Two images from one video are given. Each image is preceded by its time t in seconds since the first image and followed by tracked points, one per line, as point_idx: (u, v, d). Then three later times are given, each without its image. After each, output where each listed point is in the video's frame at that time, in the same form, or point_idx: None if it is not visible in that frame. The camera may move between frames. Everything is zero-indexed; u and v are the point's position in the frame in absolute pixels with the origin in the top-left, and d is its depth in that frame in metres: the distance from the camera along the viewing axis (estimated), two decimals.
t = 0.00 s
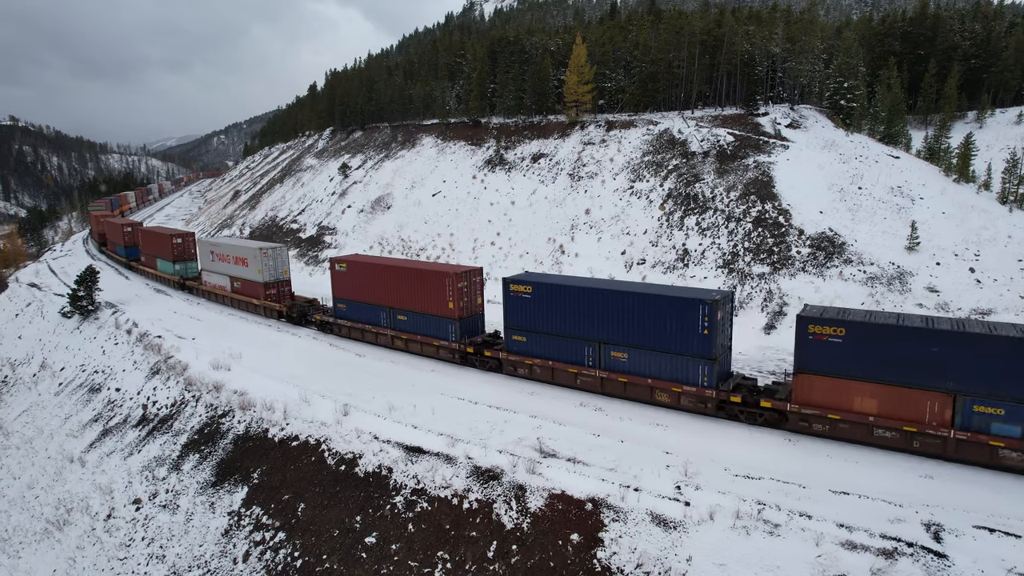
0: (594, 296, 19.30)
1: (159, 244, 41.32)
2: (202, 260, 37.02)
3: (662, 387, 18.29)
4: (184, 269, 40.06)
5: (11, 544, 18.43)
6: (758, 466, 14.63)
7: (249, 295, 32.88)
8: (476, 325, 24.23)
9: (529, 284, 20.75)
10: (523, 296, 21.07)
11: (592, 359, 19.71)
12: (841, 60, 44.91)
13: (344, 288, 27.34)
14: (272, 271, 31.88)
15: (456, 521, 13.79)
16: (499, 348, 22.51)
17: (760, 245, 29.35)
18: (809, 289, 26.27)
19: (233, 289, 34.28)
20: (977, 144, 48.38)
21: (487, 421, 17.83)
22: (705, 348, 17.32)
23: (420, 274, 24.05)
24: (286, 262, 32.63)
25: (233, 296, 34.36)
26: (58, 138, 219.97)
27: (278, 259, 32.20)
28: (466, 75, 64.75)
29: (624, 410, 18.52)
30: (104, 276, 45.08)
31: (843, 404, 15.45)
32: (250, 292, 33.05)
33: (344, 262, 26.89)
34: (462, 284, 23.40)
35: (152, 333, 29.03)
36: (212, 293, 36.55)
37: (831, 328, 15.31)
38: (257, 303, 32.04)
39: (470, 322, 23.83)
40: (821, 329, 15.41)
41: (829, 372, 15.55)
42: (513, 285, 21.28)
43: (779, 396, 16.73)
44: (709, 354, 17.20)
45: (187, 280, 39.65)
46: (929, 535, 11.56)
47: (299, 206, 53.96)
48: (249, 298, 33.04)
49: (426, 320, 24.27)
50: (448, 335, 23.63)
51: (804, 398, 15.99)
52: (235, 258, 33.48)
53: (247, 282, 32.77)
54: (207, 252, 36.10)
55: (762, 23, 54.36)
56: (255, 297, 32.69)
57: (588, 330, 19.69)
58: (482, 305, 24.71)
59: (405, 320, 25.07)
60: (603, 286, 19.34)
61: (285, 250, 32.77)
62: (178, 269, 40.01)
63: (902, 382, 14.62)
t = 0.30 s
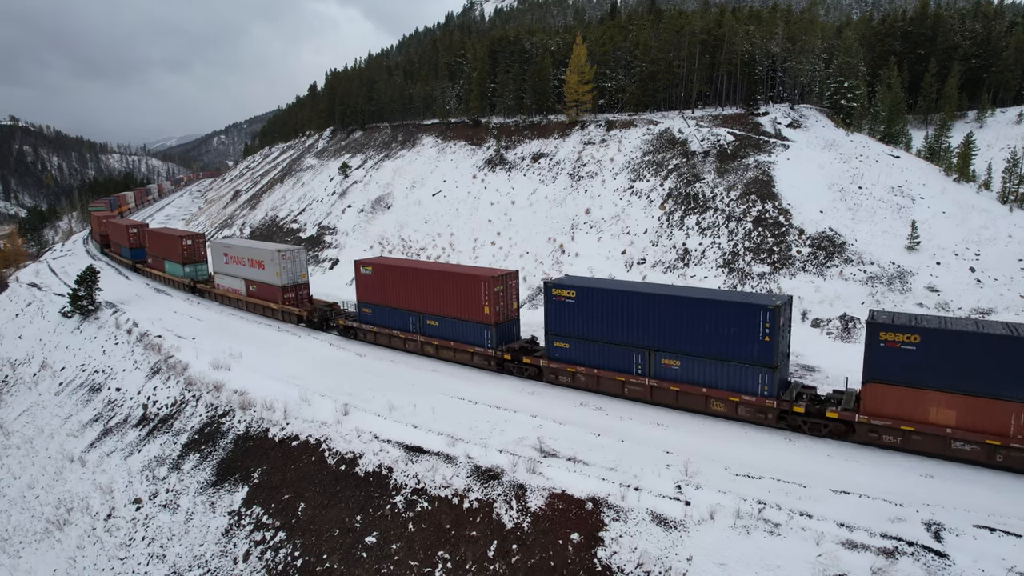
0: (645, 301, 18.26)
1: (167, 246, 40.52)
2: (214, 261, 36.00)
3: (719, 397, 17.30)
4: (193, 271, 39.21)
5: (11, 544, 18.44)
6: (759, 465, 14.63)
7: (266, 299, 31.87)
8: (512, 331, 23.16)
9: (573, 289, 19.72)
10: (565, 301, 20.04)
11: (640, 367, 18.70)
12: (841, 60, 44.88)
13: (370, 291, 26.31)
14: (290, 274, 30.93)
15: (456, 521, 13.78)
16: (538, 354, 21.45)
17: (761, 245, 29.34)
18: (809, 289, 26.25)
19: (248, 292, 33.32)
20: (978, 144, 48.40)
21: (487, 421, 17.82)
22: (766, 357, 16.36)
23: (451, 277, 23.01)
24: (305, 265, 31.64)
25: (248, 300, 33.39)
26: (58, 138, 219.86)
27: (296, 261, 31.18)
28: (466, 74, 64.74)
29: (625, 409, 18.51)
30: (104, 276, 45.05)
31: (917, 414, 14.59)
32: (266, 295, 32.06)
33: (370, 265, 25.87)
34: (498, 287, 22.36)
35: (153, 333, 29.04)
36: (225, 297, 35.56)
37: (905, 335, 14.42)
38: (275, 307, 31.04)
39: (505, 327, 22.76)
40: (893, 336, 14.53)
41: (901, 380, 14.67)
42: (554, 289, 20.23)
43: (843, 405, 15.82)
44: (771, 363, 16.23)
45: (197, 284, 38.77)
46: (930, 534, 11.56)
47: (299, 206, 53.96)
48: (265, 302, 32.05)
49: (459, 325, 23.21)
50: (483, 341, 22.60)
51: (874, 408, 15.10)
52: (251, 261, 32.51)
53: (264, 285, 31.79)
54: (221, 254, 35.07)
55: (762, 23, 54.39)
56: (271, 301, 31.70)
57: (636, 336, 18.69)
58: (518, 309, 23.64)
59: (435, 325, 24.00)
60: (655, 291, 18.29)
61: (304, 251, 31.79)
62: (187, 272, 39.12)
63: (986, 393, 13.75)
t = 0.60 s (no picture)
0: (701, 307, 17.14)
1: (176, 248, 39.43)
2: (227, 264, 34.81)
3: (781, 408, 16.25)
4: (204, 274, 38.07)
5: (11, 544, 18.45)
6: (759, 465, 14.63)
7: (283, 303, 30.78)
8: (551, 336, 22.02)
9: (620, 294, 18.51)
10: (612, 306, 18.87)
11: (694, 376, 17.60)
12: (841, 59, 44.91)
13: (397, 296, 25.13)
14: (309, 278, 29.83)
15: (457, 520, 13.79)
16: (581, 362, 20.31)
17: (761, 245, 29.35)
18: (809, 289, 26.25)
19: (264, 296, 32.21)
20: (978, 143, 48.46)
21: (487, 420, 17.83)
22: (835, 365, 15.31)
23: (485, 281, 21.88)
24: (324, 267, 30.62)
25: (264, 304, 32.28)
26: (57, 138, 219.74)
27: (316, 263, 30.12)
28: (467, 74, 64.73)
29: (625, 408, 18.52)
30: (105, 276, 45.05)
31: (1000, 428, 13.72)
32: (284, 299, 31.01)
33: (397, 269, 24.63)
34: (537, 292, 21.12)
35: (153, 333, 29.02)
36: (239, 300, 34.50)
37: (988, 343, 13.52)
38: (295, 312, 29.94)
39: (544, 333, 21.64)
40: (975, 345, 13.64)
41: (982, 391, 13.79)
42: (600, 294, 19.01)
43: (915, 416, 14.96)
44: (840, 372, 15.19)
45: (209, 287, 37.66)
46: (931, 533, 11.55)
47: (299, 206, 53.98)
48: (282, 306, 31.02)
49: (494, 331, 22.03)
50: (521, 349, 21.42)
51: (952, 420, 14.22)
52: (267, 263, 31.39)
53: (282, 289, 30.67)
54: (235, 256, 33.98)
55: (762, 23, 54.45)
56: (290, 305, 30.65)
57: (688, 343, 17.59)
58: (557, 313, 22.44)
59: (469, 330, 22.86)
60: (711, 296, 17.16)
61: (323, 253, 30.72)
62: (198, 275, 37.99)
63: None
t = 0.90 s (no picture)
0: (763, 313, 16.21)
1: (186, 250, 38.29)
2: (242, 267, 33.62)
3: (849, 419, 15.38)
4: (216, 277, 36.94)
5: (12, 544, 18.45)
6: (759, 464, 14.62)
7: (304, 307, 29.60)
8: (593, 343, 21.00)
9: (674, 299, 17.58)
10: (664, 312, 17.92)
11: (753, 385, 16.68)
12: (841, 59, 44.90)
13: (427, 300, 24.10)
14: (331, 281, 28.59)
15: (457, 520, 13.79)
16: (628, 369, 19.30)
17: (761, 245, 29.34)
18: (809, 289, 26.26)
19: (283, 299, 31.02)
20: (978, 143, 48.52)
21: (488, 420, 17.83)
22: (908, 375, 14.43)
23: (524, 285, 20.90)
24: (346, 270, 29.34)
25: (282, 308, 31.13)
26: (57, 138, 219.73)
27: (338, 266, 28.85)
28: (467, 73, 64.72)
29: (625, 408, 18.52)
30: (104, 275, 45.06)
31: None
32: (304, 303, 29.76)
33: (429, 272, 23.62)
34: (581, 297, 20.12)
35: (153, 333, 28.97)
36: (255, 304, 33.30)
37: None
38: (316, 316, 28.73)
39: (587, 339, 20.64)
40: None
41: None
42: (651, 299, 18.09)
43: (995, 429, 14.16)
44: (914, 381, 14.32)
45: (221, 290, 36.48)
46: (931, 533, 11.56)
47: (299, 206, 53.97)
48: (302, 310, 29.83)
49: (534, 338, 21.00)
50: (563, 356, 20.39)
51: None
52: (286, 266, 30.16)
53: (303, 293, 29.43)
54: (251, 259, 32.78)
55: (762, 22, 54.44)
56: (310, 309, 29.39)
57: (747, 351, 16.67)
58: (599, 319, 21.46)
59: (506, 336, 21.82)
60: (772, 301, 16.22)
61: (345, 255, 29.45)
62: (210, 277, 36.83)
63: None
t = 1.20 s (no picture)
0: (831, 319, 15.26)
1: (198, 252, 37.27)
2: (257, 270, 32.39)
3: (925, 431, 14.49)
4: (229, 280, 36.02)
5: (12, 544, 18.44)
6: (759, 464, 14.62)
7: (325, 311, 28.41)
8: (640, 350, 19.93)
9: (732, 304, 16.61)
10: (721, 317, 16.94)
11: (818, 395, 15.75)
12: (841, 59, 44.91)
13: (460, 305, 23.07)
14: (354, 284, 27.41)
15: (458, 519, 13.78)
16: (680, 378, 18.25)
17: (761, 244, 29.34)
18: (809, 289, 26.26)
19: (302, 303, 29.84)
20: (978, 142, 48.55)
21: (488, 419, 17.82)
22: (991, 385, 13.56)
23: (567, 289, 19.81)
24: (369, 273, 28.21)
25: (300, 312, 29.94)
26: (57, 138, 219.77)
27: (361, 269, 27.70)
28: (467, 73, 64.72)
29: (626, 408, 18.50)
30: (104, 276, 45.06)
31: None
32: (325, 307, 28.58)
33: (463, 276, 22.56)
34: (629, 303, 19.06)
35: (153, 332, 28.95)
36: (271, 308, 32.07)
37: None
38: (338, 321, 27.54)
39: (634, 346, 19.57)
40: None
41: None
42: (707, 304, 17.12)
43: None
44: (998, 392, 13.44)
45: (235, 293, 35.48)
46: (931, 532, 11.56)
47: (299, 205, 53.96)
48: (323, 314, 28.65)
49: (579, 345, 19.89)
50: (610, 364, 19.31)
51: None
52: (306, 269, 28.95)
53: (324, 296, 28.20)
54: (267, 261, 31.51)
55: (762, 22, 54.42)
56: (331, 313, 28.23)
57: (812, 360, 15.73)
58: (645, 325, 20.39)
59: (547, 343, 20.69)
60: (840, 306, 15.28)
61: (368, 258, 28.29)
62: (223, 280, 35.90)
63: None
